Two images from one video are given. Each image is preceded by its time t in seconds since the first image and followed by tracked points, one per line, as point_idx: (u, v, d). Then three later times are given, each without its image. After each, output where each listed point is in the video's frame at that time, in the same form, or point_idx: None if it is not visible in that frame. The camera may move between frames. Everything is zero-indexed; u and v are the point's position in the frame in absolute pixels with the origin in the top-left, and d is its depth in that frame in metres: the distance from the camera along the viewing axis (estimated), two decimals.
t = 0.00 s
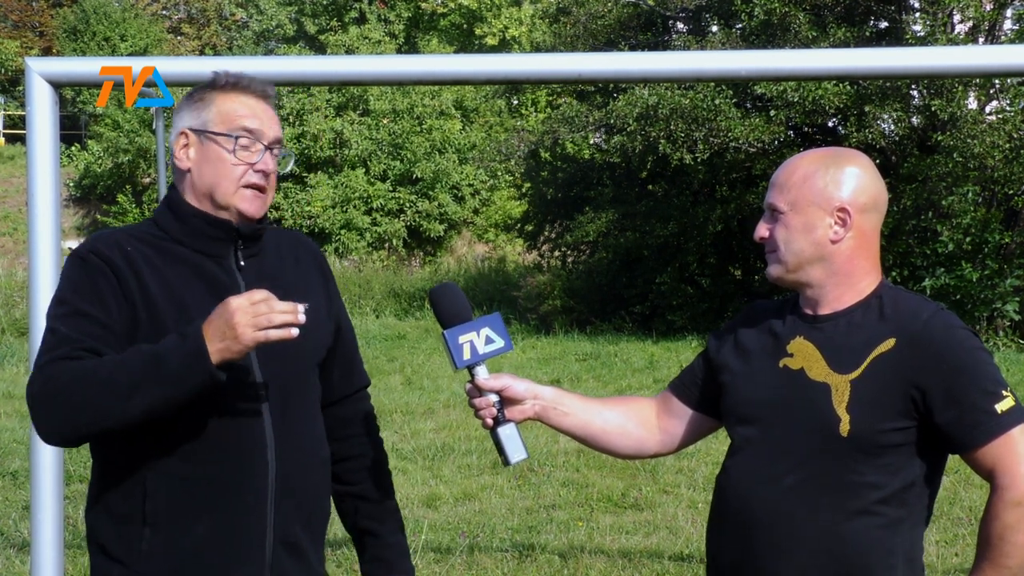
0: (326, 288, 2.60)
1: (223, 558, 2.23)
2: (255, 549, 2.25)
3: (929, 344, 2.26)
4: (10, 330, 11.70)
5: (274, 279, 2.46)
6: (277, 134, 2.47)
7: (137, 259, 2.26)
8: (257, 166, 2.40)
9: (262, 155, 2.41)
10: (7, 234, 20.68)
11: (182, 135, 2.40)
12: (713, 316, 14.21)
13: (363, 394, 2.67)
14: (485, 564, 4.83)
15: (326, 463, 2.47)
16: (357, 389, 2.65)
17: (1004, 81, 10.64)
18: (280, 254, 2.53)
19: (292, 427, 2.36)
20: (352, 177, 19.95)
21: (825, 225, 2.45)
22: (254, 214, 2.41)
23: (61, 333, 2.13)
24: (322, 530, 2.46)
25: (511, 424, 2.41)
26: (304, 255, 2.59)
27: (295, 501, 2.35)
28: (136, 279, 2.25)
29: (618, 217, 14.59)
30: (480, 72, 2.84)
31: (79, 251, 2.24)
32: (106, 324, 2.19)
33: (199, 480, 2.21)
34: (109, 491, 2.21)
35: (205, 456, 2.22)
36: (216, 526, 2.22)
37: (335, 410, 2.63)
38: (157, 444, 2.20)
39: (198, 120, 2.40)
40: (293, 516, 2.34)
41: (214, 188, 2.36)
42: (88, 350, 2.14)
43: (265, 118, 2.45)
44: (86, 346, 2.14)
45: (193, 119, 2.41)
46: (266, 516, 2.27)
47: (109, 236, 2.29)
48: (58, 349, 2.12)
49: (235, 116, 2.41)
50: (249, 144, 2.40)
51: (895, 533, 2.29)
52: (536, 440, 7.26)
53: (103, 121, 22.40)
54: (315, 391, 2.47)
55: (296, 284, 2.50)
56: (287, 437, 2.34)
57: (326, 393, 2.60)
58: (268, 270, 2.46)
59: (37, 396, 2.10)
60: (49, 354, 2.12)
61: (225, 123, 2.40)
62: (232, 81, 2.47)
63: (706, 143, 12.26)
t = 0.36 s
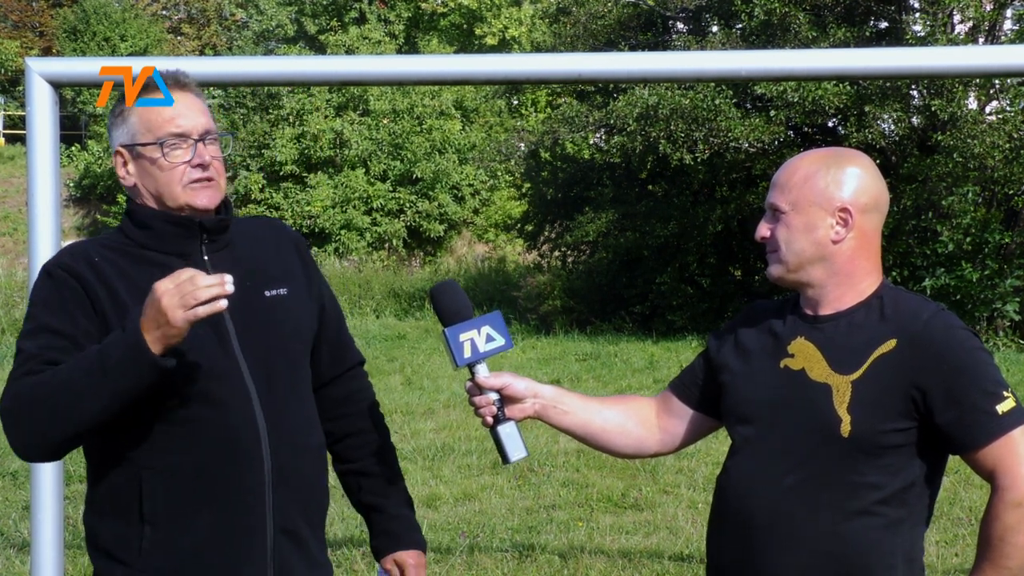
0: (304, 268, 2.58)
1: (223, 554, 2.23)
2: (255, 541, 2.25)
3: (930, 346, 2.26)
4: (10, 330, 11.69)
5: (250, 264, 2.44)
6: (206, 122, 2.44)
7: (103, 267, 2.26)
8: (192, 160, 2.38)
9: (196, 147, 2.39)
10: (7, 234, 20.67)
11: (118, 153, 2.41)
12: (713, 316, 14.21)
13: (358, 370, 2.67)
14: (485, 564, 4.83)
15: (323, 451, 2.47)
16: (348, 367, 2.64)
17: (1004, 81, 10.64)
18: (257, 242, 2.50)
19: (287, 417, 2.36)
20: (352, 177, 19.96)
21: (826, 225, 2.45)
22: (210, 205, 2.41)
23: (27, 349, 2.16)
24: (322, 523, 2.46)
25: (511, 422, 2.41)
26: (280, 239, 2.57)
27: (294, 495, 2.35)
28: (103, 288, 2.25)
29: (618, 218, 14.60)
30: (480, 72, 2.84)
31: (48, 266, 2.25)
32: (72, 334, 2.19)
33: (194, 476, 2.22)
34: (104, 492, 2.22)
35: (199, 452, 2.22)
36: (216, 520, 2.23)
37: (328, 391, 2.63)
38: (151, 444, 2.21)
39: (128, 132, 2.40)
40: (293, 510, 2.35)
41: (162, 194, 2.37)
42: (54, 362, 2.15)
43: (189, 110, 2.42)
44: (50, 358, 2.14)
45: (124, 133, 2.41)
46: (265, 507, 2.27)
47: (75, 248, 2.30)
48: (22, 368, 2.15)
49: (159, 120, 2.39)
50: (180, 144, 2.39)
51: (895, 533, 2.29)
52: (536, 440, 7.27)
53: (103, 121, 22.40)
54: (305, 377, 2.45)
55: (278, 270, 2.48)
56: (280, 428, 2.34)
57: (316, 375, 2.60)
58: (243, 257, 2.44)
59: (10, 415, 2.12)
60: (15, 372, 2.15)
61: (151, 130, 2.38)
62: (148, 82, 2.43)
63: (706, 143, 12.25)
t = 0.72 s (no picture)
0: (296, 270, 2.60)
1: (216, 555, 2.23)
2: (246, 544, 2.26)
3: (932, 348, 2.26)
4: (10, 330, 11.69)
5: (241, 267, 2.45)
6: (193, 124, 2.44)
7: (96, 276, 2.25)
8: (179, 164, 2.38)
9: (182, 151, 2.39)
10: (7, 235, 20.68)
11: (105, 155, 2.41)
12: (713, 316, 14.23)
13: (349, 368, 2.70)
14: (485, 564, 4.83)
15: (313, 451, 2.49)
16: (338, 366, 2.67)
17: (1004, 81, 10.63)
18: (249, 243, 2.53)
19: (280, 420, 2.37)
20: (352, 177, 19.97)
21: (829, 225, 2.45)
22: (199, 211, 2.41)
23: (20, 357, 2.13)
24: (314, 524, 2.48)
25: (514, 423, 2.40)
26: (272, 240, 2.59)
27: (286, 495, 2.36)
28: (96, 294, 2.23)
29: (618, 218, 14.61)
30: (479, 72, 2.83)
31: (38, 272, 2.23)
32: (64, 342, 2.17)
33: (186, 480, 2.21)
34: (97, 495, 2.20)
35: (192, 456, 2.22)
36: (208, 523, 2.23)
37: (318, 390, 2.66)
38: (146, 448, 2.20)
39: (115, 134, 2.40)
40: (285, 511, 2.35)
41: (148, 197, 2.37)
42: (48, 371, 2.12)
43: (177, 112, 2.42)
44: (43, 367, 2.12)
45: (111, 136, 2.40)
46: (257, 509, 2.29)
47: (67, 254, 2.28)
48: (13, 377, 2.12)
49: (146, 124, 2.38)
50: (168, 147, 2.38)
51: (898, 534, 2.29)
52: (536, 440, 7.27)
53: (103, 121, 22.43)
54: (297, 379, 2.48)
55: (269, 272, 2.50)
56: (273, 431, 2.35)
57: (307, 374, 2.62)
58: (232, 259, 2.45)
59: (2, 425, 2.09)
60: (7, 381, 2.12)
61: (138, 134, 2.37)
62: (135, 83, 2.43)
63: (707, 143, 12.24)
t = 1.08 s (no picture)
0: (298, 276, 2.60)
1: (218, 559, 2.22)
2: (247, 549, 2.26)
3: (932, 348, 2.26)
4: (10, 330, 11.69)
5: (247, 271, 2.46)
6: (226, 130, 2.46)
7: (104, 273, 2.24)
8: (221, 168, 2.40)
9: (222, 156, 2.41)
10: (7, 235, 20.68)
11: (135, 152, 2.35)
12: (713, 316, 14.23)
13: (343, 379, 2.69)
14: (485, 564, 4.83)
15: (312, 457, 2.49)
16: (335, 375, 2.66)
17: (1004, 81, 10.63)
18: (252, 249, 2.53)
19: (283, 426, 2.38)
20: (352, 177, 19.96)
21: (829, 225, 2.44)
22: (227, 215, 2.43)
23: (28, 353, 2.11)
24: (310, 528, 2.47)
25: (515, 424, 2.40)
26: (275, 245, 2.59)
27: (286, 500, 2.36)
28: (104, 293, 2.22)
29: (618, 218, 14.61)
30: (479, 72, 2.83)
31: (45, 269, 2.21)
32: (74, 339, 2.16)
33: (189, 483, 2.21)
34: (101, 497, 2.20)
35: (196, 458, 2.22)
36: (210, 527, 2.22)
37: (316, 397, 2.65)
38: (150, 450, 2.20)
39: (149, 133, 2.36)
40: (285, 515, 2.36)
41: (185, 198, 2.35)
42: (56, 369, 2.10)
43: (212, 118, 2.43)
44: (53, 365, 2.10)
45: (143, 134, 2.36)
46: (259, 514, 2.28)
47: (74, 251, 2.27)
48: (23, 373, 2.10)
49: (188, 126, 2.37)
50: (209, 151, 2.39)
51: (899, 535, 2.29)
52: (536, 440, 7.27)
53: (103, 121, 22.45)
54: (299, 384, 2.48)
55: (272, 279, 2.50)
56: (276, 436, 2.36)
57: (306, 382, 2.61)
58: (240, 264, 2.46)
59: (9, 421, 2.07)
60: (16, 377, 2.10)
61: (179, 135, 2.36)
62: (170, 84, 2.40)
63: (707, 143, 12.24)
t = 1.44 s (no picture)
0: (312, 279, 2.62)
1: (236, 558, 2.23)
2: (264, 546, 2.26)
3: (933, 347, 2.26)
4: (10, 331, 11.68)
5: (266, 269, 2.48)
6: (252, 121, 2.46)
7: (133, 265, 2.25)
8: (252, 158, 2.40)
9: (252, 145, 2.41)
10: (7, 235, 20.67)
11: (166, 146, 2.34)
12: (713, 316, 14.22)
13: (350, 380, 2.69)
14: (485, 564, 4.83)
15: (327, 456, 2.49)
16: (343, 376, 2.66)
17: (1004, 81, 10.65)
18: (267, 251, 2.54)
19: (300, 424, 2.39)
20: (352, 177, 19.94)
21: (829, 226, 2.44)
22: (257, 203, 2.44)
23: (63, 340, 2.09)
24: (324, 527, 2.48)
25: (513, 424, 2.40)
26: (289, 248, 2.61)
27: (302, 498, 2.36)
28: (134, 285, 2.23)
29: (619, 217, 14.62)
30: (478, 72, 2.83)
31: (72, 258, 2.22)
32: (108, 328, 2.16)
33: (211, 480, 2.21)
34: (121, 492, 2.19)
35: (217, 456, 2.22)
36: (229, 526, 2.22)
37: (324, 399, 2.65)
38: (171, 446, 2.20)
39: (178, 127, 2.35)
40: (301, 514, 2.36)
41: (217, 192, 2.36)
42: (92, 355, 2.09)
43: (239, 109, 2.42)
44: (88, 351, 2.09)
45: (172, 129, 2.35)
46: (278, 512, 2.28)
47: (100, 241, 2.27)
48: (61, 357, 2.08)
49: (218, 118, 2.37)
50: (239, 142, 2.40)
51: (898, 535, 2.29)
52: (536, 440, 7.27)
53: (103, 121, 22.46)
54: (315, 385, 2.49)
55: (290, 278, 2.52)
56: (295, 434, 2.37)
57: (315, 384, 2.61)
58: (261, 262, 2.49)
59: (48, 408, 2.05)
60: (51, 362, 2.08)
61: (210, 127, 2.35)
62: (195, 79, 2.40)
63: (707, 143, 12.24)
